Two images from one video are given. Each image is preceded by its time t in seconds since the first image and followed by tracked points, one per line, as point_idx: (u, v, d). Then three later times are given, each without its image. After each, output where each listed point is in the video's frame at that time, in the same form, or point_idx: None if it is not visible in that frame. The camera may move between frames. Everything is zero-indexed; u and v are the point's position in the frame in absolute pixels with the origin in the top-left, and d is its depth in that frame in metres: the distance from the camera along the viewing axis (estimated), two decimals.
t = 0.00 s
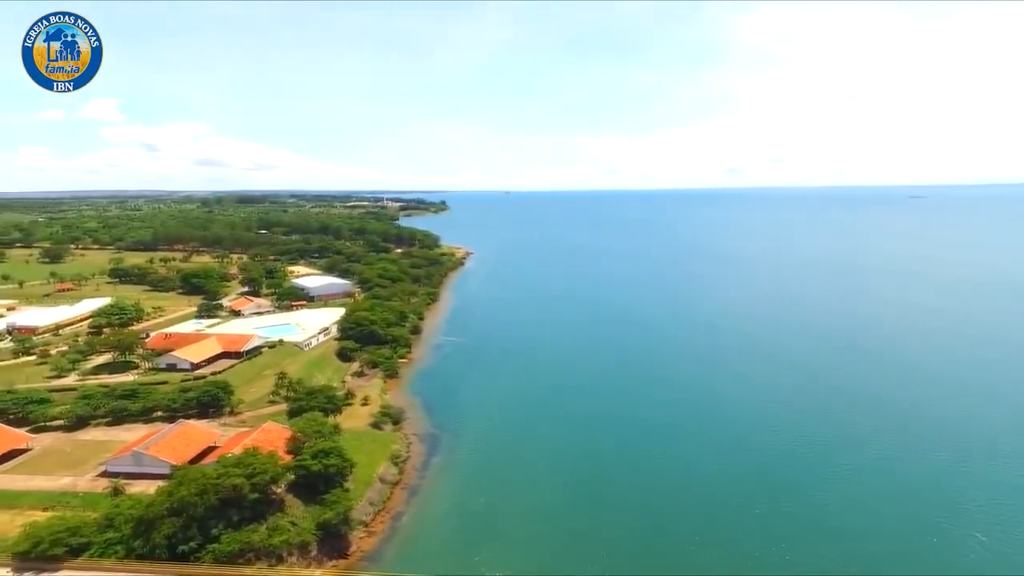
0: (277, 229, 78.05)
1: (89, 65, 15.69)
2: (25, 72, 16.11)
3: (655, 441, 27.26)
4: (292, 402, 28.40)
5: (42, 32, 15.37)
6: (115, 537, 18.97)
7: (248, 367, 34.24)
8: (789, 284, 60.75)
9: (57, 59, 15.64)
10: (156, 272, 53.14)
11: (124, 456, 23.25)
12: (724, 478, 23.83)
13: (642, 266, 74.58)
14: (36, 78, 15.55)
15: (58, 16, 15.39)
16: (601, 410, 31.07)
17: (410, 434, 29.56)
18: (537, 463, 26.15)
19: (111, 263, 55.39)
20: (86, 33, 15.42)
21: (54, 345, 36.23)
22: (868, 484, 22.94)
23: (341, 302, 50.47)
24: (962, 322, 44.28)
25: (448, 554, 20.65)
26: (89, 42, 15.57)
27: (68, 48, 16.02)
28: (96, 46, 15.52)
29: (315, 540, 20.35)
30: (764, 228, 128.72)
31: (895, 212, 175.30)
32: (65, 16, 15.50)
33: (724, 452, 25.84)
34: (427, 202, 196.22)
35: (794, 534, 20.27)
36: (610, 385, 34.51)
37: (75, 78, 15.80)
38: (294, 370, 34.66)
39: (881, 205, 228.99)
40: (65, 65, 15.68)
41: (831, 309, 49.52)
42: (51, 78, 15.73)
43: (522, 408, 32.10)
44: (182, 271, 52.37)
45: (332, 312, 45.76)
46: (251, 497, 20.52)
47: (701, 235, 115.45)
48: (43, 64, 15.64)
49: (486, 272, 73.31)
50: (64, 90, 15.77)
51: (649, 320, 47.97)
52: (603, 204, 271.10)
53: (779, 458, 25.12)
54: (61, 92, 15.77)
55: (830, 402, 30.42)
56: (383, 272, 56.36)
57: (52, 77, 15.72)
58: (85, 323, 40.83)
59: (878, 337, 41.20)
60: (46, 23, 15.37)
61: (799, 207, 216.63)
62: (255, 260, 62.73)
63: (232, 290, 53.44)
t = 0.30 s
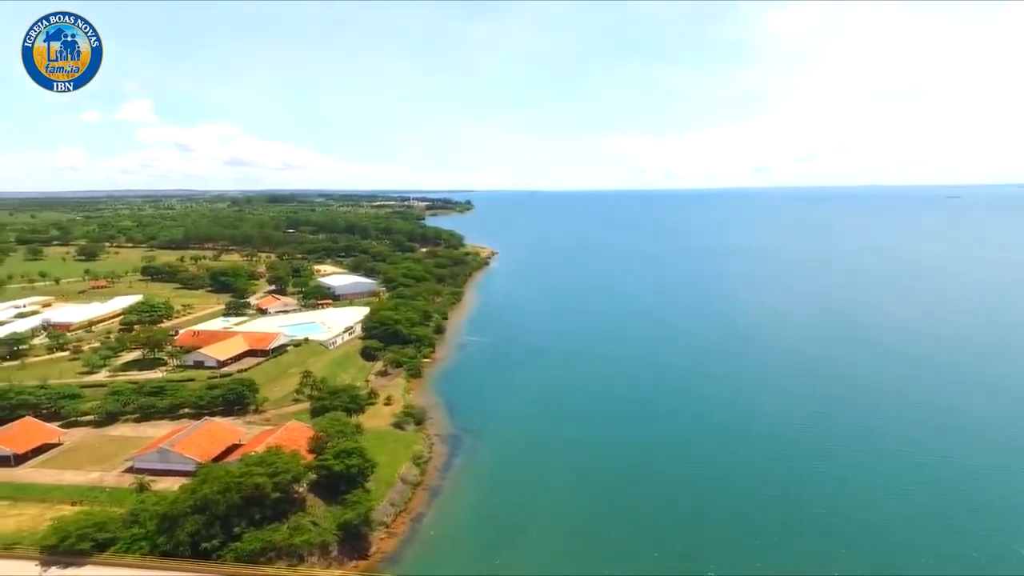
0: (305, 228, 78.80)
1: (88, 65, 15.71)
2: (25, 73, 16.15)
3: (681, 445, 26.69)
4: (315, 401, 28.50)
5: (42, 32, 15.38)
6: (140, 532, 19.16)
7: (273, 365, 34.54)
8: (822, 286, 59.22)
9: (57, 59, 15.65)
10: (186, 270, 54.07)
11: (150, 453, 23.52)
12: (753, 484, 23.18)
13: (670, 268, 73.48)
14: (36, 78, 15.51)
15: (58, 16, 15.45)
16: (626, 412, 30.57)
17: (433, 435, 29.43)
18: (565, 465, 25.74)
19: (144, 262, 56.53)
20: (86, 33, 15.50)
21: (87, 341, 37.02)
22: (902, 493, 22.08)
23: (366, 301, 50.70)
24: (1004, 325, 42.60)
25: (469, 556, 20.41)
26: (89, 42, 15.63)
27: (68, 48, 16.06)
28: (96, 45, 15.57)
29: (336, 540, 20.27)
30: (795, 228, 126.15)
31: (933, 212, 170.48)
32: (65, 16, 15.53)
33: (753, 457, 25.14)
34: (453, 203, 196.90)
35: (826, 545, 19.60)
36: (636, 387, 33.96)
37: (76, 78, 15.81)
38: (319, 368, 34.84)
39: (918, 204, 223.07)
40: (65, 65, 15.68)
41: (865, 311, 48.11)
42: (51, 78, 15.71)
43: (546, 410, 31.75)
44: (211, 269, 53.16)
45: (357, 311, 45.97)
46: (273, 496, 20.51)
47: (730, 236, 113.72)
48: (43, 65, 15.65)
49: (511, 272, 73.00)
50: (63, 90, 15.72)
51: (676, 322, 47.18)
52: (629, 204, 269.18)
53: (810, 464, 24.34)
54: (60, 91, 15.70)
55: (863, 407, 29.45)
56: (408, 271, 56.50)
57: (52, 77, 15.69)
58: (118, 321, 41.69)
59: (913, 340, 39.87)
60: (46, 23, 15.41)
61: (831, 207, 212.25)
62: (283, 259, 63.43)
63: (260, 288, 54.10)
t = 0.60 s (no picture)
0: (336, 228, 79.49)
1: (88, 65, 15.74)
2: (26, 73, 16.13)
3: (711, 449, 25.98)
4: (342, 400, 28.52)
5: (42, 32, 15.40)
6: (168, 529, 19.31)
7: (302, 364, 34.75)
8: (860, 287, 57.36)
9: (57, 60, 15.66)
10: (219, 269, 54.90)
11: (179, 449, 23.85)
12: (780, 490, 22.47)
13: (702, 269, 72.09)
14: (36, 78, 15.50)
15: (57, 16, 15.51)
16: (654, 415, 29.96)
17: (458, 436, 29.19)
18: (591, 468, 25.27)
19: (179, 260, 57.64)
20: (86, 33, 15.57)
21: (122, 338, 37.81)
22: (946, 507, 21.04)
23: (394, 301, 50.80)
24: None
25: (492, 559, 20.13)
26: (89, 43, 15.67)
27: (68, 48, 16.08)
28: (95, 46, 15.62)
29: (359, 542, 20.15)
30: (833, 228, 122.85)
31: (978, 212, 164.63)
32: (64, 16, 15.58)
33: (787, 464, 24.32)
34: (484, 204, 197.12)
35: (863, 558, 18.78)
36: (665, 389, 33.28)
37: (75, 78, 15.77)
38: (346, 368, 34.93)
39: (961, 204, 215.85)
40: (65, 65, 15.67)
41: (906, 314, 46.37)
42: (52, 78, 15.69)
43: (572, 412, 31.30)
44: (243, 268, 53.89)
45: (385, 311, 46.05)
46: (297, 496, 20.45)
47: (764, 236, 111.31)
48: (43, 64, 15.64)
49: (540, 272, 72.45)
50: (63, 90, 15.72)
51: (707, 324, 46.21)
52: (660, 204, 266.46)
53: (847, 473, 23.41)
54: (61, 91, 15.70)
55: (904, 414, 28.24)
56: (436, 271, 56.50)
57: (52, 77, 15.68)
58: (152, 318, 42.49)
59: (958, 344, 38.25)
60: (46, 23, 15.44)
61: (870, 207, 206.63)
62: (313, 258, 64.05)
63: (290, 287, 54.66)
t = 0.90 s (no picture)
0: (363, 227, 79.97)
1: (87, 65, 15.87)
2: (26, 73, 16.23)
3: (739, 452, 25.30)
4: (365, 400, 28.50)
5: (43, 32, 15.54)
6: (191, 527, 19.43)
7: (326, 363, 34.88)
8: (897, 289, 55.62)
9: (56, 60, 15.77)
10: (247, 267, 55.59)
11: (203, 446, 24.06)
12: (804, 494, 21.82)
13: (732, 270, 70.78)
14: (36, 78, 15.59)
15: (57, 17, 15.72)
16: (680, 418, 29.35)
17: (481, 438, 28.94)
18: (614, 470, 24.81)
19: (209, 259, 58.54)
20: (86, 33, 15.72)
21: (152, 335, 38.41)
22: (988, 517, 20.06)
23: (419, 301, 50.80)
24: None
25: (512, 562, 19.82)
26: (89, 43, 15.83)
27: (67, 48, 16.20)
28: (95, 46, 15.80)
29: (380, 544, 20.03)
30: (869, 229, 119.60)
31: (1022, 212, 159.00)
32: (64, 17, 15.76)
33: (817, 467, 23.54)
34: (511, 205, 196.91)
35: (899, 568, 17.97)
36: (691, 391, 32.61)
37: (75, 78, 15.84)
38: (370, 367, 34.96)
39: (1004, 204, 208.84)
40: (64, 65, 15.78)
41: (946, 317, 44.74)
42: (51, 78, 15.79)
43: (596, 414, 30.85)
44: (270, 267, 54.45)
45: (410, 310, 46.06)
46: (319, 496, 20.37)
47: (796, 237, 108.91)
48: (43, 64, 15.73)
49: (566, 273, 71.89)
50: (63, 90, 15.81)
51: (736, 326, 45.24)
52: (689, 205, 263.28)
53: (881, 478, 22.52)
54: (61, 91, 15.78)
55: (943, 420, 27.12)
56: (461, 271, 56.39)
57: (52, 77, 15.77)
58: (182, 315, 43.12)
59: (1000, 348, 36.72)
60: (46, 23, 15.60)
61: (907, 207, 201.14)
62: (339, 257, 64.52)
63: (317, 286, 55.08)
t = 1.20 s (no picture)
0: (395, 227, 80.35)
1: (87, 65, 15.99)
2: (26, 73, 16.34)
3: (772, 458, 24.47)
4: (392, 400, 28.44)
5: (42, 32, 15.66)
6: (219, 524, 19.54)
7: (355, 362, 34.99)
8: (944, 291, 53.45)
9: (56, 60, 15.88)
10: (280, 266, 56.29)
11: (233, 444, 24.25)
12: (842, 502, 20.94)
13: (768, 271, 69.03)
14: (35, 78, 15.67)
15: (58, 17, 15.92)
16: (712, 421, 28.58)
17: (508, 440, 28.61)
18: (643, 474, 24.25)
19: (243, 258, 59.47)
20: (86, 33, 15.85)
21: (187, 332, 39.07)
22: None
23: (448, 300, 50.71)
24: None
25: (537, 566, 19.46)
26: (90, 43, 15.96)
27: (66, 49, 16.35)
28: (95, 46, 15.97)
29: (405, 546, 19.85)
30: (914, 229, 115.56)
31: None
32: (65, 17, 15.92)
33: (857, 475, 22.60)
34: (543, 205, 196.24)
35: None
36: (723, 395, 31.77)
37: (75, 78, 15.97)
38: (398, 367, 34.96)
39: None
40: (64, 66, 15.90)
41: (996, 320, 42.74)
42: (51, 78, 15.90)
43: (625, 416, 30.25)
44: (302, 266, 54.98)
45: (439, 310, 45.99)
46: (344, 496, 20.26)
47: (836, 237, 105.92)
48: (43, 64, 15.82)
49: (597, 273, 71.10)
50: (63, 89, 15.92)
51: (772, 328, 44.01)
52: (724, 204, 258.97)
53: (926, 488, 21.47)
54: (61, 91, 15.89)
55: (992, 429, 25.78)
56: (490, 271, 56.14)
57: (52, 77, 15.89)
58: (216, 313, 43.78)
59: None
60: (46, 23, 15.75)
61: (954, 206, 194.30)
62: (371, 257, 64.91)
63: (348, 285, 55.44)
